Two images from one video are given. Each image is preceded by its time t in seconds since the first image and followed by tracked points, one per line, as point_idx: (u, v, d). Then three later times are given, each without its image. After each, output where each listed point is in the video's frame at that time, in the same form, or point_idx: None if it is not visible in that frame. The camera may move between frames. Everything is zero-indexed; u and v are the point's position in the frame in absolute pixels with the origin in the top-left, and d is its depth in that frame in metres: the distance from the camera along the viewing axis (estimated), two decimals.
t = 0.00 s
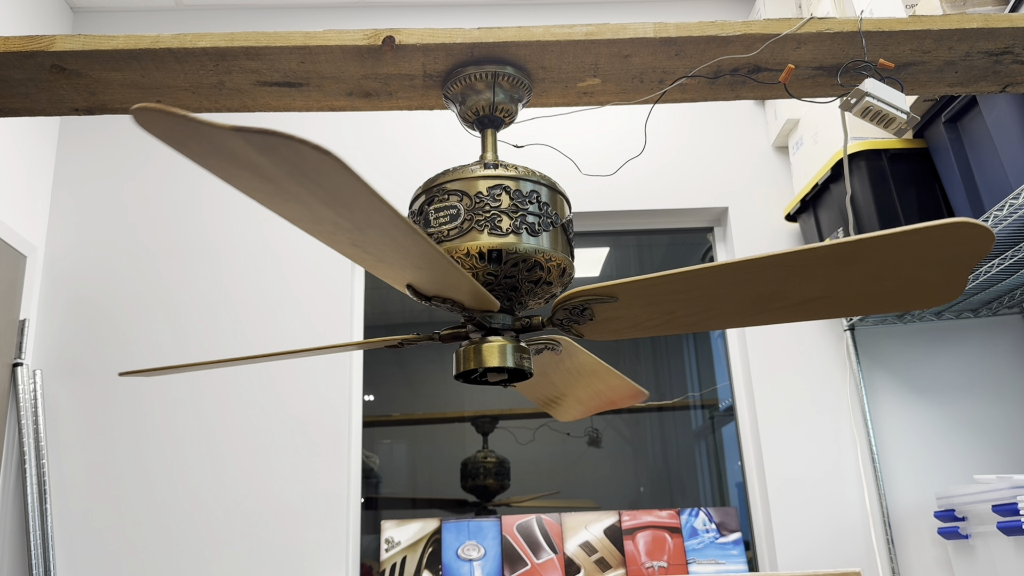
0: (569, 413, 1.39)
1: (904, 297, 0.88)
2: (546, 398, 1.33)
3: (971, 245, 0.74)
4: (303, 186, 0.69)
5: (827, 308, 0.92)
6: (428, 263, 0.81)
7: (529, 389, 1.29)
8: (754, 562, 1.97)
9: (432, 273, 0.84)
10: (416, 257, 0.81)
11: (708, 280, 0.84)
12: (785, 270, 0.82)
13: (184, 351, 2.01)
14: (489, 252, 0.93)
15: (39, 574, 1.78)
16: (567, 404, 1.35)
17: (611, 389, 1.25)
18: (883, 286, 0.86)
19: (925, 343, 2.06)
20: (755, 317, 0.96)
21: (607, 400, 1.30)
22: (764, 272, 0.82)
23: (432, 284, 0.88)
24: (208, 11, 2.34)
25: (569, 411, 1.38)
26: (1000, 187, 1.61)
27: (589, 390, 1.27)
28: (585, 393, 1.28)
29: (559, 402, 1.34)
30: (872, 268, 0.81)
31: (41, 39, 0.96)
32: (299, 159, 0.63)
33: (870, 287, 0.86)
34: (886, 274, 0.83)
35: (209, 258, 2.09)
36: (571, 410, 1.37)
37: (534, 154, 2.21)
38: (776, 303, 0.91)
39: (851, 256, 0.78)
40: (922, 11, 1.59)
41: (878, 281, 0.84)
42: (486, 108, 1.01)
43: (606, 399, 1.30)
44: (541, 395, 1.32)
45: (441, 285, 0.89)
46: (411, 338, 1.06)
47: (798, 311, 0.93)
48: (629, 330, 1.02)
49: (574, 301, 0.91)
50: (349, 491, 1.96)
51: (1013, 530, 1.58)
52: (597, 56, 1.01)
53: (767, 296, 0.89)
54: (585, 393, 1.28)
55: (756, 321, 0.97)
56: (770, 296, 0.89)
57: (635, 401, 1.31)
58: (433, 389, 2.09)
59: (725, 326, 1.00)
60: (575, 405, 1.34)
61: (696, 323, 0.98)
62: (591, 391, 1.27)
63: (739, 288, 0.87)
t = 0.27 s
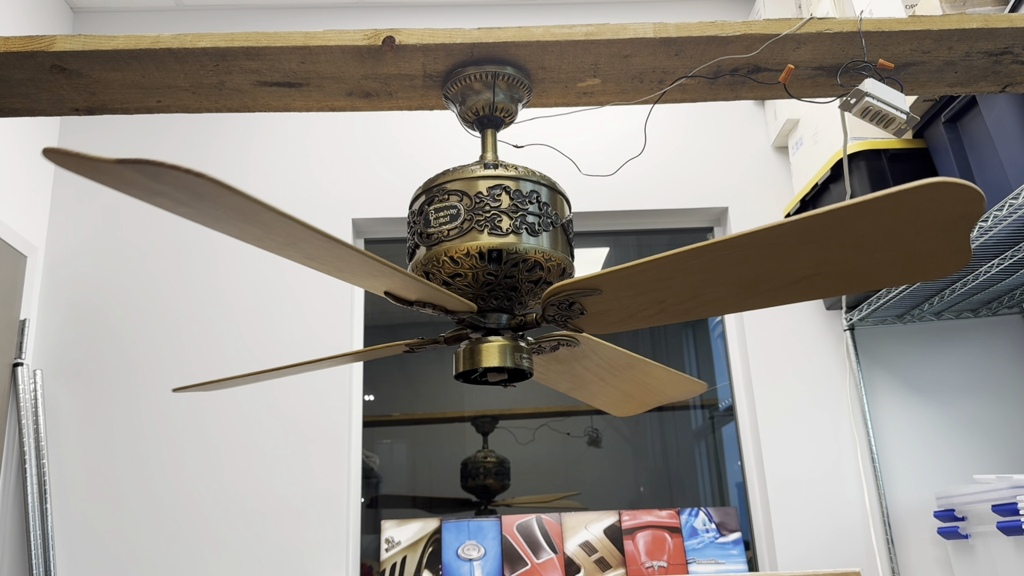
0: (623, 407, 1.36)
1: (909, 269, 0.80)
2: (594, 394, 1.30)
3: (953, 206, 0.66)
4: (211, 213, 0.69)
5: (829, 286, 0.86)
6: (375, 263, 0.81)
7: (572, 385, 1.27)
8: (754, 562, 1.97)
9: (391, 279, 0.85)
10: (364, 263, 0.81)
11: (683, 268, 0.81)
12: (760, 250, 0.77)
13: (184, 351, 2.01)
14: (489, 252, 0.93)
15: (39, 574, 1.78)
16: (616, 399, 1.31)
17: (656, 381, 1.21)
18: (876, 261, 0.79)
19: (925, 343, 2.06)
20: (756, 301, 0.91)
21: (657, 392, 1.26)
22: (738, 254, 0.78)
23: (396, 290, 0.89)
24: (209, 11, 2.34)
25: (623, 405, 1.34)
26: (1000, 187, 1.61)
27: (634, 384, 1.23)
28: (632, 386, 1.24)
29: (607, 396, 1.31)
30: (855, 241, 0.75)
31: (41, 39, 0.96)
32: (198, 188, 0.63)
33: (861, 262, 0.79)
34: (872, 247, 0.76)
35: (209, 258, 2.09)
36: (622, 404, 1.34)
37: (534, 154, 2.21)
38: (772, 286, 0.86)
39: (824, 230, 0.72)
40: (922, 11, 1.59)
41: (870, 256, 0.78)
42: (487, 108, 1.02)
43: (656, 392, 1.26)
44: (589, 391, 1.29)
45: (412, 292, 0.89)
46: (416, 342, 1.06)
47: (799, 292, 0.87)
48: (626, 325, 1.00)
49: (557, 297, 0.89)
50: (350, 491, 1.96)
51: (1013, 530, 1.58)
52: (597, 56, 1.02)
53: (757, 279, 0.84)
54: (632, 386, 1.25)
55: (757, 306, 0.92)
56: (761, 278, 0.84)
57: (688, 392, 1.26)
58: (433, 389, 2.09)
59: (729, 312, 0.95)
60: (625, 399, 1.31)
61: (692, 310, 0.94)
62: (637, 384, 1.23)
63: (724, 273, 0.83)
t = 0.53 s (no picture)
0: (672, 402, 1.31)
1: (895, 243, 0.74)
2: (636, 390, 1.27)
3: (898, 171, 0.61)
4: (157, 236, 0.73)
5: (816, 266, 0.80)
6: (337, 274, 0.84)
7: (608, 381, 1.25)
8: (754, 562, 1.97)
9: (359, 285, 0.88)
10: (326, 276, 0.84)
11: (648, 258, 0.79)
12: (718, 235, 0.74)
13: (184, 351, 2.01)
14: (489, 252, 0.93)
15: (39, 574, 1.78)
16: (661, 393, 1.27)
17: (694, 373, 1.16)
18: (850, 237, 0.74)
19: (925, 343, 2.06)
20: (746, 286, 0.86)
21: (699, 383, 1.20)
22: (696, 241, 0.75)
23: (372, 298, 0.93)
24: (208, 11, 2.34)
25: (671, 399, 1.29)
26: (1000, 187, 1.61)
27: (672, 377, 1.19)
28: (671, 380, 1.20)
29: (648, 392, 1.27)
30: (815, 219, 0.70)
31: (41, 39, 0.96)
32: (131, 217, 0.66)
33: (834, 238, 0.74)
34: (837, 223, 0.71)
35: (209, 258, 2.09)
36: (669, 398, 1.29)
37: (534, 154, 2.21)
38: (753, 270, 0.82)
39: (773, 209, 0.68)
40: (922, 11, 1.59)
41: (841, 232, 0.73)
42: (487, 108, 1.02)
43: (701, 383, 1.20)
44: (631, 387, 1.26)
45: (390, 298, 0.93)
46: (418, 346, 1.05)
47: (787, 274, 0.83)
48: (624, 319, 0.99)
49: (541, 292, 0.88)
50: (349, 492, 1.96)
51: (1013, 530, 1.58)
52: (597, 56, 1.02)
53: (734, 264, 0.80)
54: (671, 380, 1.20)
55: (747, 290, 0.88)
56: (737, 262, 0.80)
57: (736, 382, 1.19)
58: (433, 389, 2.09)
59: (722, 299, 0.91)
60: (668, 393, 1.26)
61: (679, 299, 0.91)
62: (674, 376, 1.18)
63: (699, 261, 0.80)
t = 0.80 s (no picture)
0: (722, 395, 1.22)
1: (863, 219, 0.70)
2: (678, 384, 1.21)
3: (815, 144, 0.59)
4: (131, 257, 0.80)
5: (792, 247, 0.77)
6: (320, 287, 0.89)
7: (642, 375, 1.20)
8: (754, 562, 1.97)
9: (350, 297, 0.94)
10: (304, 287, 0.89)
11: (610, 253, 0.79)
12: (678, 222, 0.72)
13: (184, 351, 2.01)
14: (490, 252, 0.92)
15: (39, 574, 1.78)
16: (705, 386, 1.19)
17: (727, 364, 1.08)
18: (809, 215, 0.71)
19: (925, 343, 2.06)
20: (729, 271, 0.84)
21: (739, 375, 1.12)
22: (648, 233, 0.74)
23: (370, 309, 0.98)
24: (208, 11, 2.34)
25: (721, 392, 1.21)
26: (1000, 187, 1.61)
27: (707, 369, 1.12)
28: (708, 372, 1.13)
29: (690, 385, 1.20)
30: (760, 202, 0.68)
31: (41, 39, 0.96)
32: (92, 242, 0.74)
33: (792, 218, 0.71)
34: (784, 203, 0.69)
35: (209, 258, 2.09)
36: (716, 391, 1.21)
37: (534, 154, 2.21)
38: (727, 256, 0.80)
39: (710, 196, 0.67)
40: (922, 11, 1.59)
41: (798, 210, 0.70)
42: (486, 108, 1.02)
43: (744, 375, 1.12)
44: (673, 380, 1.20)
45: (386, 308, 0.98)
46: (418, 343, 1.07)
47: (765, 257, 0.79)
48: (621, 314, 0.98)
49: (524, 292, 0.88)
50: (349, 492, 1.96)
51: (1013, 530, 1.58)
52: (598, 56, 1.02)
53: (708, 249, 0.78)
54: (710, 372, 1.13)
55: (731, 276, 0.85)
56: (706, 249, 0.78)
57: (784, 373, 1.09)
58: (433, 389, 2.09)
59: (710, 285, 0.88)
60: (713, 386, 1.19)
61: (661, 289, 0.89)
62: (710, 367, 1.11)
63: (668, 252, 0.79)
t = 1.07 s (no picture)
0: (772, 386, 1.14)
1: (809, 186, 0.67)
2: (721, 377, 1.13)
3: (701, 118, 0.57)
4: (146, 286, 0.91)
5: (752, 223, 0.74)
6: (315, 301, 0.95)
7: (679, 370, 1.13)
8: (754, 562, 1.97)
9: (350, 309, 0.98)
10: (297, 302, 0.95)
11: (563, 250, 0.78)
12: (622, 208, 0.71)
13: (184, 351, 2.01)
14: (490, 252, 0.92)
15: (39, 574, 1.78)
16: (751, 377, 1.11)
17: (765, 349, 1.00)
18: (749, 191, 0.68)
19: (925, 343, 2.06)
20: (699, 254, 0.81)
21: (782, 361, 1.04)
22: (591, 225, 0.74)
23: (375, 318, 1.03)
24: (208, 11, 2.33)
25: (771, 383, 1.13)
26: (1000, 187, 1.61)
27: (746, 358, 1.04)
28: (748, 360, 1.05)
29: (734, 377, 1.13)
30: (687, 182, 0.67)
31: (41, 39, 0.96)
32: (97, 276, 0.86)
33: (732, 194, 0.69)
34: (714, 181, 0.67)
35: (209, 258, 2.09)
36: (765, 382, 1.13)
37: (534, 154, 2.21)
38: (689, 240, 0.77)
39: (630, 183, 0.66)
40: (922, 11, 1.59)
41: (735, 186, 0.67)
42: (486, 108, 1.02)
43: (790, 361, 1.03)
44: (716, 374, 1.12)
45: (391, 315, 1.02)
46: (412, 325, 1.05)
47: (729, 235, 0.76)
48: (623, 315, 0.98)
49: (504, 291, 0.88)
50: (349, 492, 1.96)
51: (1013, 530, 1.58)
52: (597, 56, 1.01)
53: (666, 233, 0.76)
54: (751, 360, 1.05)
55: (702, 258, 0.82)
56: (663, 233, 0.76)
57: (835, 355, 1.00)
58: (433, 389, 2.09)
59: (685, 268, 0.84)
60: (759, 377, 1.11)
61: (632, 279, 0.86)
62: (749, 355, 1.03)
63: (627, 241, 0.78)
